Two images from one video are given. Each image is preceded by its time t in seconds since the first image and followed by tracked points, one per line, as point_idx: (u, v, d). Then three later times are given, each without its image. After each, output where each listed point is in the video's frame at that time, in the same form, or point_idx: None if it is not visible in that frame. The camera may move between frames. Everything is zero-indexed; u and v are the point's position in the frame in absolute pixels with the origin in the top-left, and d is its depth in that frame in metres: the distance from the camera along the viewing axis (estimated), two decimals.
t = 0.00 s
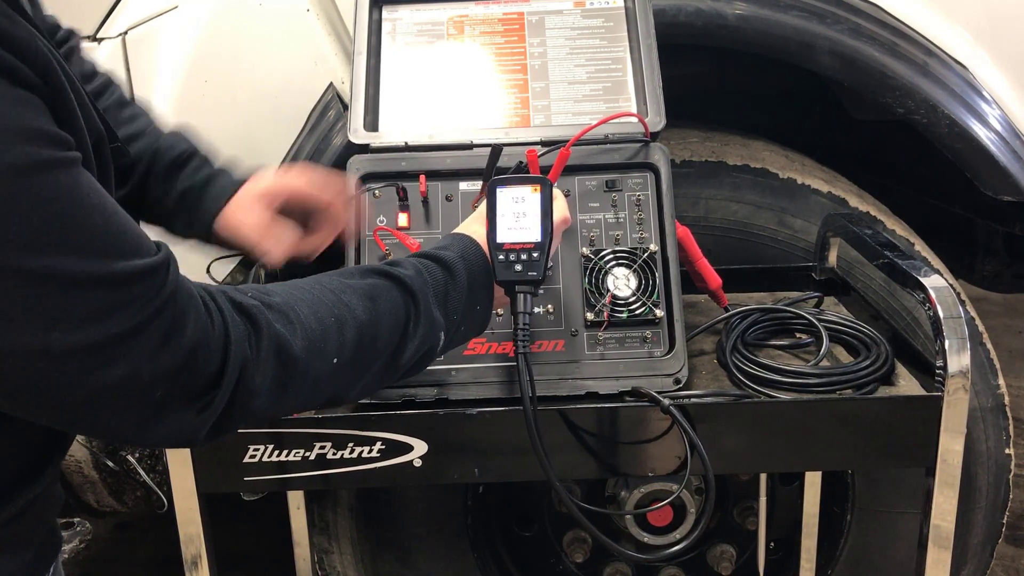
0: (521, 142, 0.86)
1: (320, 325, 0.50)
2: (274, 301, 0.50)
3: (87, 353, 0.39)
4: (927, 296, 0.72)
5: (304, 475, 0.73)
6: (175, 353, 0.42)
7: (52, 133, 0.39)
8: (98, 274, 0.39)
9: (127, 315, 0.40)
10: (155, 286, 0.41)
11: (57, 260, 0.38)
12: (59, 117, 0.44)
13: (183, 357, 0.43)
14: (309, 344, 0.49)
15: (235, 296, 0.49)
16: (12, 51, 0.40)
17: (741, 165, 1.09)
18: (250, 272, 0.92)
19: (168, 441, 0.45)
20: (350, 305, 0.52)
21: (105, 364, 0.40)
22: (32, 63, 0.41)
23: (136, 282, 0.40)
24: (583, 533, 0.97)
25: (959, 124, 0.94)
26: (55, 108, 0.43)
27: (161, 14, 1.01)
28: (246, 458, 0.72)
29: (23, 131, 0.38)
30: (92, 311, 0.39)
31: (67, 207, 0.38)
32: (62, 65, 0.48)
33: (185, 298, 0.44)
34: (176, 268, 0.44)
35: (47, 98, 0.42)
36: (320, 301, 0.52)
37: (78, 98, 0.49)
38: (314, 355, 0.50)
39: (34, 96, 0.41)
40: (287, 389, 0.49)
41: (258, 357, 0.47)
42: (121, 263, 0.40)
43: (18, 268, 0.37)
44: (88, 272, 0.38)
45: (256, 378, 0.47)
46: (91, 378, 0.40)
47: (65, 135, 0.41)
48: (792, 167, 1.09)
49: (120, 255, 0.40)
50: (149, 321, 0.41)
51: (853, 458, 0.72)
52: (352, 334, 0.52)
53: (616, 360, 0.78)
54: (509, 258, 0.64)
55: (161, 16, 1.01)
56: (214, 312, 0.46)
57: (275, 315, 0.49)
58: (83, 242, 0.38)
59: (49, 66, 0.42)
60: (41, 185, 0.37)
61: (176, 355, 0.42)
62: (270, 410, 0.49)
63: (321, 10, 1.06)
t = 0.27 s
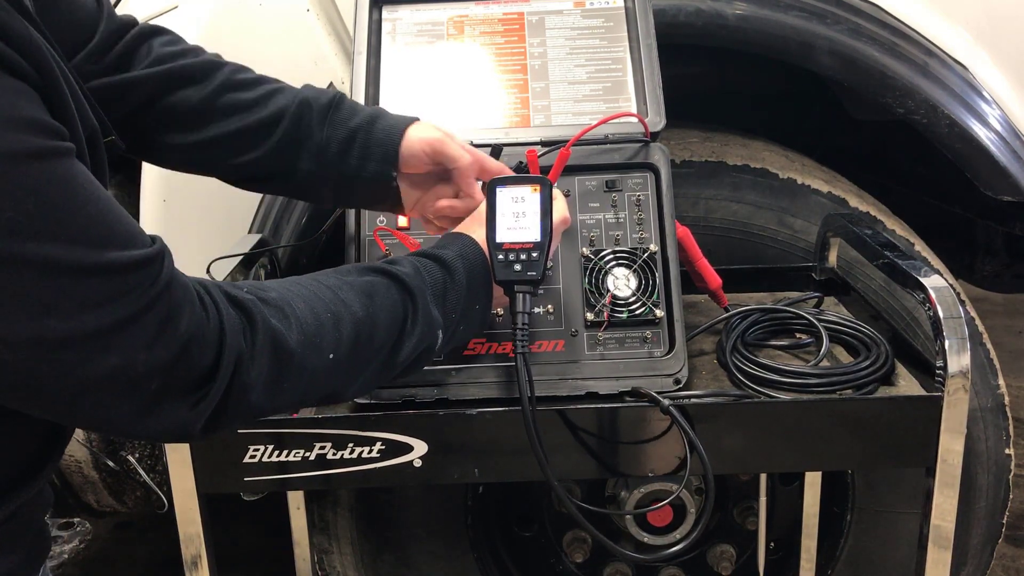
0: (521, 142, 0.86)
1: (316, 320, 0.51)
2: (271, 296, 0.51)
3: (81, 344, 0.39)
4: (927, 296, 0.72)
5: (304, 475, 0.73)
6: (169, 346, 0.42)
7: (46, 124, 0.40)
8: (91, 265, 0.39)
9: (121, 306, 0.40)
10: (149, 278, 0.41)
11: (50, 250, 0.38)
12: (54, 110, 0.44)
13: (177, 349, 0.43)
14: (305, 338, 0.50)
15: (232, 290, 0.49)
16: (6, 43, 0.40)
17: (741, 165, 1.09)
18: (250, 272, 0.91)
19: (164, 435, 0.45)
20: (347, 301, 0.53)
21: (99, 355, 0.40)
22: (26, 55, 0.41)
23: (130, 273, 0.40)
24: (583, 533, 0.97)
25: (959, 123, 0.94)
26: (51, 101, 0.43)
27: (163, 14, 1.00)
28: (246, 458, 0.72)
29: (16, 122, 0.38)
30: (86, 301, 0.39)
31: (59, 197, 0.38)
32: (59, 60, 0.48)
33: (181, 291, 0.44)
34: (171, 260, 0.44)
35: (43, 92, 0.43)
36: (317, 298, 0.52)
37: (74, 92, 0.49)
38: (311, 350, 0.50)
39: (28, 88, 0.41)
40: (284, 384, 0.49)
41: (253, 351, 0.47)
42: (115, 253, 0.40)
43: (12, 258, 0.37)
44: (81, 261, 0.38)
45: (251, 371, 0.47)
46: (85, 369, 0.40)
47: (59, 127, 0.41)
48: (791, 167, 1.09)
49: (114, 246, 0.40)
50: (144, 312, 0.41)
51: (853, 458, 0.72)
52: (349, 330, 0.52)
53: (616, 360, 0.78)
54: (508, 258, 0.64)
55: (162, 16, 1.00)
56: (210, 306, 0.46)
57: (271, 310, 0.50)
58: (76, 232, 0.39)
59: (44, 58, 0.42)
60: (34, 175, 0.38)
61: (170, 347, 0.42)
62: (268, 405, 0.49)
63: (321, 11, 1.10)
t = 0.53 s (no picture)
0: (521, 142, 0.86)
1: (316, 318, 0.51)
2: (271, 294, 0.51)
3: (78, 345, 0.39)
4: (927, 296, 0.72)
5: (304, 475, 0.73)
6: (167, 346, 0.42)
7: (42, 125, 0.40)
8: (87, 265, 0.38)
9: (118, 306, 0.40)
10: (146, 278, 0.41)
11: (45, 250, 0.38)
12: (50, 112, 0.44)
13: (176, 349, 0.43)
14: (305, 336, 0.50)
15: (232, 288, 0.49)
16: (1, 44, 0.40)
17: (741, 165, 1.09)
18: (250, 272, 0.91)
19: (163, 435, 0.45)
20: (347, 299, 0.53)
21: (96, 355, 0.40)
22: (21, 56, 0.41)
23: (127, 274, 0.40)
24: (583, 533, 0.97)
25: (959, 123, 0.94)
26: (47, 102, 0.44)
27: (162, 14, 1.00)
28: (246, 458, 0.72)
29: (10, 122, 0.38)
30: (83, 302, 0.39)
31: (54, 197, 0.38)
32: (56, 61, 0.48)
33: (180, 289, 0.44)
34: (169, 260, 0.44)
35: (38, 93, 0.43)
36: (317, 296, 0.52)
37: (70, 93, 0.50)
38: (311, 348, 0.50)
39: (24, 89, 0.41)
40: (284, 383, 0.49)
41: (253, 349, 0.47)
42: (112, 254, 0.40)
43: (9, 259, 0.37)
44: (78, 262, 0.38)
45: (251, 369, 0.47)
46: (83, 369, 0.40)
47: (55, 128, 0.41)
48: (791, 167, 1.09)
49: (111, 246, 0.40)
50: (142, 312, 0.41)
51: (853, 458, 0.72)
52: (348, 328, 0.52)
53: (616, 360, 0.78)
54: (509, 257, 0.63)
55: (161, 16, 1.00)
56: (209, 304, 0.46)
57: (271, 307, 0.50)
58: (72, 232, 0.38)
59: (39, 60, 0.42)
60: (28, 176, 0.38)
61: (168, 347, 0.42)
62: (268, 404, 0.50)
63: (321, 12, 1.09)
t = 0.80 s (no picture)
0: (521, 142, 0.86)
1: (320, 319, 0.50)
2: (274, 295, 0.50)
3: (81, 348, 0.39)
4: (927, 296, 0.72)
5: (304, 475, 0.73)
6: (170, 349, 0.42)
7: (44, 128, 0.40)
8: (89, 269, 0.38)
9: (121, 309, 0.40)
10: (149, 281, 0.41)
11: (47, 254, 0.38)
12: (52, 114, 0.44)
13: (179, 352, 0.43)
14: (309, 338, 0.50)
15: (234, 290, 0.49)
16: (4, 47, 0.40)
17: (741, 165, 1.09)
18: (250, 272, 0.91)
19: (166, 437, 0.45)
20: (350, 300, 0.53)
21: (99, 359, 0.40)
22: (24, 59, 0.41)
23: (130, 277, 0.40)
24: (583, 533, 0.97)
25: (959, 124, 0.94)
26: (49, 105, 0.44)
27: (161, 14, 0.96)
28: (246, 458, 0.72)
29: (12, 124, 0.38)
30: (85, 305, 0.39)
31: (56, 200, 0.38)
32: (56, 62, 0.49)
33: (183, 293, 0.44)
34: (172, 262, 0.44)
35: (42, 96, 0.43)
36: (320, 297, 0.52)
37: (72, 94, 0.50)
38: (314, 349, 0.50)
39: (26, 93, 0.41)
40: (287, 384, 0.49)
41: (257, 350, 0.47)
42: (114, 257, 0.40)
43: (13, 263, 0.37)
44: (81, 266, 0.38)
45: (255, 372, 0.47)
46: (85, 372, 0.40)
47: (58, 131, 0.41)
48: (791, 167, 1.09)
49: (113, 250, 0.40)
50: (145, 315, 0.41)
51: (853, 458, 0.72)
52: (351, 329, 0.52)
53: (616, 360, 0.78)
54: (511, 256, 0.64)
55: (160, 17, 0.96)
56: (213, 306, 0.46)
57: (274, 309, 0.49)
58: (74, 236, 0.38)
59: (41, 62, 0.42)
60: (31, 180, 0.38)
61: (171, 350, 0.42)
62: (270, 406, 0.50)
63: (321, 11, 1.10)
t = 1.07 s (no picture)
0: (521, 142, 0.86)
1: (319, 320, 0.50)
2: (274, 296, 0.51)
3: (83, 348, 0.39)
4: (927, 296, 0.72)
5: (304, 476, 0.73)
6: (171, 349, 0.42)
7: (46, 127, 0.40)
8: (90, 269, 0.38)
9: (122, 309, 0.40)
10: (151, 281, 0.41)
11: (48, 254, 0.38)
12: (54, 113, 0.44)
13: (180, 353, 0.43)
14: (309, 338, 0.50)
15: (234, 291, 0.49)
16: (7, 46, 0.40)
17: (741, 165, 1.09)
18: (250, 272, 0.91)
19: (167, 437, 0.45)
20: (349, 301, 0.53)
21: (100, 360, 0.40)
22: (27, 58, 0.41)
23: (132, 278, 0.40)
24: (583, 533, 0.97)
25: (959, 123, 0.94)
26: (51, 104, 0.44)
27: (161, 14, 0.95)
28: (247, 458, 0.72)
29: (14, 124, 0.38)
30: (86, 305, 0.39)
31: (58, 200, 0.38)
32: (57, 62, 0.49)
33: (183, 293, 0.44)
34: (174, 262, 0.44)
35: (46, 96, 0.43)
36: (320, 297, 0.52)
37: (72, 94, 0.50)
38: (314, 350, 0.50)
39: (29, 92, 0.41)
40: (287, 385, 0.49)
41: (257, 351, 0.47)
42: (116, 258, 0.40)
43: (15, 263, 0.37)
44: (83, 266, 0.38)
45: (255, 372, 0.47)
46: (87, 373, 0.40)
47: (60, 130, 0.42)
48: (791, 167, 1.09)
49: (115, 250, 0.40)
50: (147, 315, 0.41)
51: (853, 458, 0.72)
52: (351, 330, 0.52)
53: (616, 360, 0.78)
54: (511, 256, 0.64)
55: (161, 17, 0.96)
56: (212, 308, 0.46)
57: (274, 310, 0.49)
58: (75, 236, 0.38)
59: (44, 61, 0.42)
60: (33, 179, 0.38)
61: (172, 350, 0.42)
62: (271, 406, 0.50)
63: (321, 11, 1.11)
